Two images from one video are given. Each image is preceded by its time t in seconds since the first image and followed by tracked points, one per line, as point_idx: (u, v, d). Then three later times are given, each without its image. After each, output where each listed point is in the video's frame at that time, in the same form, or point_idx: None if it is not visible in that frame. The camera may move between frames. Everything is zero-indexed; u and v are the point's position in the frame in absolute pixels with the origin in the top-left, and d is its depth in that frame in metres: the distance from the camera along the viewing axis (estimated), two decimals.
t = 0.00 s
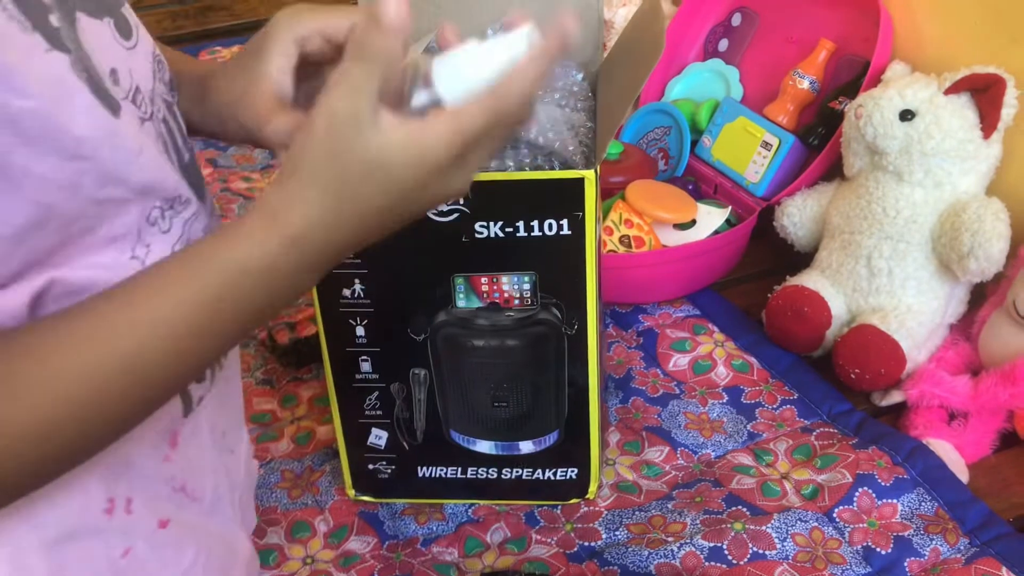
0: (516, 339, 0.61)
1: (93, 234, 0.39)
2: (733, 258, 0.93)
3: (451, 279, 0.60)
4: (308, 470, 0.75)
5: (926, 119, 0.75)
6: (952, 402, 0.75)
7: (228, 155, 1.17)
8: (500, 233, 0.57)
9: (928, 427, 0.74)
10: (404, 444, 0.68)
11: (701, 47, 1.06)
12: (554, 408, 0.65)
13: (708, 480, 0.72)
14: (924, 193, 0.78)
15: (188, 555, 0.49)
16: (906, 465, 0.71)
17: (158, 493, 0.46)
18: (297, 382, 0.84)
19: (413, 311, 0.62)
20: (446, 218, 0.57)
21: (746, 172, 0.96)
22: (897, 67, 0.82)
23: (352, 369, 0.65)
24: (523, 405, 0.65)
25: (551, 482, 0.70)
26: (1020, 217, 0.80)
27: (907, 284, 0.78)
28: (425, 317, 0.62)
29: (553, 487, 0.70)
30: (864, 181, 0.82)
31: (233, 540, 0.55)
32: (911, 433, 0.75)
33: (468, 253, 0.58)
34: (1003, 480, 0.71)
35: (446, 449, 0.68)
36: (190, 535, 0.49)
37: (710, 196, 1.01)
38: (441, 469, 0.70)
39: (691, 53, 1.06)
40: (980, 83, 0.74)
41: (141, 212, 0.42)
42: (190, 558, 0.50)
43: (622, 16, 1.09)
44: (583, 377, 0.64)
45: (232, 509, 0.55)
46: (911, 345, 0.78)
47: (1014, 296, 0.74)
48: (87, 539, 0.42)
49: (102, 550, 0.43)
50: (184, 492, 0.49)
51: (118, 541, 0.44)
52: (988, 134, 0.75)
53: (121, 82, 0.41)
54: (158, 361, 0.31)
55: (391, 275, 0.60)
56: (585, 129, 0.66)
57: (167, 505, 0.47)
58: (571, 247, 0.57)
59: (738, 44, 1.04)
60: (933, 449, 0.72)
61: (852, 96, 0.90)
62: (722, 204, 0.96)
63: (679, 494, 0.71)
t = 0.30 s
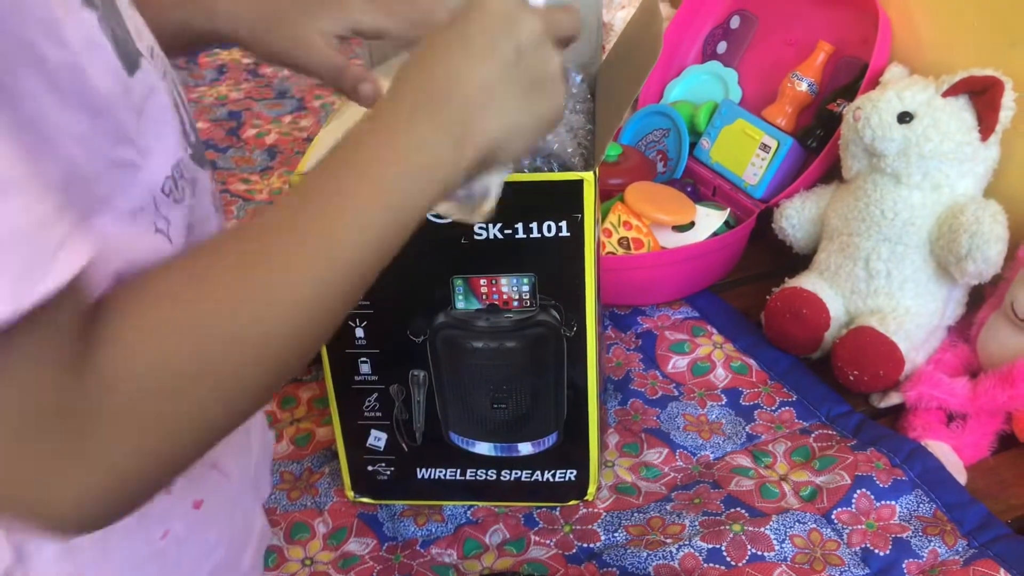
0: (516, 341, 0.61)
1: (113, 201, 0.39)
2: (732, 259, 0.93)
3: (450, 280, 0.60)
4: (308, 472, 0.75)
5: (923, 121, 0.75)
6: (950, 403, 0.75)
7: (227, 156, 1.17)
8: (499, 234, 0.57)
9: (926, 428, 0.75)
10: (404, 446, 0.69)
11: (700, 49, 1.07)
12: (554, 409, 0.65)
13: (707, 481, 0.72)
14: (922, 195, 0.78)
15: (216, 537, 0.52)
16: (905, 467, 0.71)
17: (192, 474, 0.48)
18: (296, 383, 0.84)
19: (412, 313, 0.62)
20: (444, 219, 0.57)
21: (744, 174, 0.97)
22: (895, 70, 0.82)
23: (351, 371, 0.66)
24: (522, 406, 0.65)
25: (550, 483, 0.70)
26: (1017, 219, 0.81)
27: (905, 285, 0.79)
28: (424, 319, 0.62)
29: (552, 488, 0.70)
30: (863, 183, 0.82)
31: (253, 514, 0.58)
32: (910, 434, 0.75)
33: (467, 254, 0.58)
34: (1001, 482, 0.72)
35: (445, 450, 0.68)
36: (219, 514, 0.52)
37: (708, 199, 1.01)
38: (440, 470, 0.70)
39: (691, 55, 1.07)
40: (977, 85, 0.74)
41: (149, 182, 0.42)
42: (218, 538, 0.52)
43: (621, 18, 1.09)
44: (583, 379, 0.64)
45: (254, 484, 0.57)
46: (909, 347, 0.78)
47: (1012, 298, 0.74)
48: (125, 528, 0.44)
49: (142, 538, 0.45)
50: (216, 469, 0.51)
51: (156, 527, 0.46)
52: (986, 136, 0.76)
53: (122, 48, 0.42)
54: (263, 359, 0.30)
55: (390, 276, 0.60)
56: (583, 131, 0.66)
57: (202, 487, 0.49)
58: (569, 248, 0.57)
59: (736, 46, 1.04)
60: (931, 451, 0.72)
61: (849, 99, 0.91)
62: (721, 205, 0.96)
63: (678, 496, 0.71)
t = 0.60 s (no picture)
0: (512, 343, 0.61)
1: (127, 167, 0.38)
2: (730, 261, 0.93)
3: (445, 283, 0.60)
4: (307, 473, 0.75)
5: (923, 122, 0.75)
6: (950, 404, 0.75)
7: (227, 157, 1.17)
8: (493, 237, 0.57)
9: (926, 430, 0.74)
10: (402, 448, 0.68)
11: (699, 51, 1.07)
12: (552, 410, 0.65)
13: (707, 483, 0.72)
14: (922, 196, 0.78)
15: (221, 510, 0.50)
16: (904, 469, 0.71)
17: (197, 446, 0.46)
18: (296, 385, 0.84)
19: (407, 317, 0.62)
20: (438, 223, 0.57)
21: (744, 176, 0.97)
22: (893, 71, 0.82)
23: (348, 374, 0.65)
24: (520, 408, 0.65)
25: (549, 484, 0.70)
26: (1017, 221, 0.81)
27: (905, 286, 0.78)
28: (420, 322, 0.62)
29: (550, 489, 0.70)
30: (862, 185, 0.82)
31: (258, 492, 0.55)
32: (910, 436, 0.75)
33: (461, 257, 0.58)
34: (1001, 483, 0.72)
35: (443, 453, 0.68)
36: (224, 489, 0.50)
37: (708, 200, 1.01)
38: (439, 472, 0.70)
39: (690, 57, 1.07)
40: (977, 87, 0.74)
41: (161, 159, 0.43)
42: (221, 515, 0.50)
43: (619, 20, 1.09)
44: (580, 379, 0.64)
45: (258, 462, 0.56)
46: (909, 348, 0.78)
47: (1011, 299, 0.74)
48: (143, 495, 0.41)
49: (156, 507, 0.43)
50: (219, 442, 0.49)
51: (167, 497, 0.43)
52: (985, 137, 0.76)
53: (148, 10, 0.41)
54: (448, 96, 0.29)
55: (384, 280, 0.60)
56: (578, 131, 0.65)
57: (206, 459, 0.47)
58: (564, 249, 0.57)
59: (736, 48, 1.04)
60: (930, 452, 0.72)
61: (849, 100, 0.91)
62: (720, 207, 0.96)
63: (677, 497, 0.71)
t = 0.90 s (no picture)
0: (509, 344, 0.61)
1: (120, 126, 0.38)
2: (729, 262, 0.93)
3: (442, 284, 0.60)
4: (305, 474, 0.75)
5: (921, 124, 0.75)
6: (948, 406, 0.75)
7: (225, 159, 1.17)
8: (490, 238, 0.57)
9: (924, 431, 0.74)
10: (399, 449, 0.68)
11: (697, 53, 1.07)
12: (549, 411, 0.65)
13: (705, 484, 0.72)
14: (920, 197, 0.78)
15: (212, 503, 0.47)
16: (902, 470, 0.71)
17: (188, 435, 0.44)
18: (294, 385, 0.84)
19: (404, 318, 0.62)
20: (434, 224, 0.57)
21: (742, 177, 0.97)
22: (893, 72, 0.83)
23: (345, 376, 0.65)
24: (517, 409, 0.65)
25: (547, 486, 0.70)
26: (1016, 222, 0.81)
27: (903, 287, 0.78)
28: (416, 324, 0.62)
29: (548, 490, 0.70)
30: (861, 186, 0.82)
31: (254, 485, 0.53)
32: (908, 437, 0.75)
33: (458, 258, 0.58)
34: (999, 485, 0.72)
35: (440, 454, 0.68)
36: (216, 480, 0.48)
37: (706, 201, 1.01)
38: (436, 474, 0.70)
39: (688, 58, 1.07)
40: (976, 88, 0.74)
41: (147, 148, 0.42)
42: (213, 509, 0.48)
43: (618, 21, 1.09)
44: (578, 380, 0.64)
45: (254, 456, 0.54)
46: (908, 349, 0.78)
47: (1009, 300, 0.74)
48: (130, 481, 0.39)
49: (144, 497, 0.40)
50: (213, 433, 0.47)
51: (155, 486, 0.41)
52: (984, 138, 0.75)
53: None
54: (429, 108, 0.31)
55: (382, 280, 0.60)
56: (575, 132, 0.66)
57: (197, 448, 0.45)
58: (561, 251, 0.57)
59: (735, 48, 1.04)
60: (928, 454, 0.72)
61: (847, 101, 0.91)
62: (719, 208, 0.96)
63: (675, 498, 0.71)
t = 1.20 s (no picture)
0: (505, 344, 0.61)
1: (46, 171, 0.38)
2: (728, 262, 0.93)
3: (437, 284, 0.60)
4: (303, 475, 0.75)
5: (920, 124, 0.75)
6: (946, 406, 0.75)
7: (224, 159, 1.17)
8: (484, 238, 0.57)
9: (922, 432, 0.74)
10: (396, 450, 0.68)
11: (696, 53, 1.07)
12: (546, 411, 0.65)
13: (703, 484, 0.72)
14: (919, 198, 0.78)
15: (202, 501, 0.48)
16: (900, 470, 0.71)
17: (175, 434, 0.45)
18: (292, 386, 0.84)
19: (400, 319, 0.62)
20: (428, 224, 0.57)
21: (741, 177, 0.97)
22: (892, 73, 0.83)
23: (341, 376, 0.65)
24: (514, 409, 0.65)
25: (545, 485, 0.70)
26: (1014, 223, 0.81)
27: (902, 288, 0.79)
28: (412, 324, 0.62)
29: (546, 490, 0.70)
30: (859, 186, 0.83)
31: (250, 481, 0.54)
32: (906, 438, 0.75)
33: (453, 258, 0.58)
34: (996, 485, 0.72)
35: (437, 454, 0.68)
36: (207, 478, 0.49)
37: (705, 201, 1.01)
38: (434, 474, 0.70)
39: (687, 58, 1.07)
40: (975, 89, 0.74)
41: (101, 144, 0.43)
42: (203, 504, 0.49)
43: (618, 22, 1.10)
44: (575, 381, 0.64)
45: (250, 453, 0.55)
46: (906, 350, 0.78)
47: (1007, 301, 0.74)
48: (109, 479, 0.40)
49: (126, 496, 0.42)
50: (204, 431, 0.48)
51: (138, 486, 0.42)
52: (983, 139, 0.75)
53: None
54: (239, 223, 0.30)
55: (378, 279, 0.60)
56: (567, 131, 0.66)
57: (185, 447, 0.46)
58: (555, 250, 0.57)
59: (733, 49, 1.04)
60: (927, 454, 0.72)
61: (846, 102, 0.91)
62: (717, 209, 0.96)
63: (674, 498, 0.71)
